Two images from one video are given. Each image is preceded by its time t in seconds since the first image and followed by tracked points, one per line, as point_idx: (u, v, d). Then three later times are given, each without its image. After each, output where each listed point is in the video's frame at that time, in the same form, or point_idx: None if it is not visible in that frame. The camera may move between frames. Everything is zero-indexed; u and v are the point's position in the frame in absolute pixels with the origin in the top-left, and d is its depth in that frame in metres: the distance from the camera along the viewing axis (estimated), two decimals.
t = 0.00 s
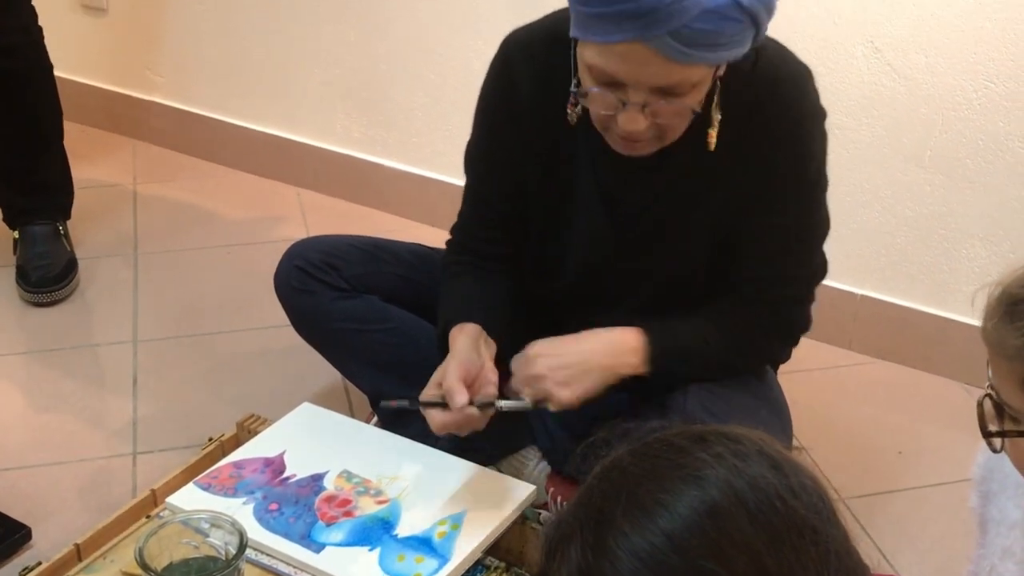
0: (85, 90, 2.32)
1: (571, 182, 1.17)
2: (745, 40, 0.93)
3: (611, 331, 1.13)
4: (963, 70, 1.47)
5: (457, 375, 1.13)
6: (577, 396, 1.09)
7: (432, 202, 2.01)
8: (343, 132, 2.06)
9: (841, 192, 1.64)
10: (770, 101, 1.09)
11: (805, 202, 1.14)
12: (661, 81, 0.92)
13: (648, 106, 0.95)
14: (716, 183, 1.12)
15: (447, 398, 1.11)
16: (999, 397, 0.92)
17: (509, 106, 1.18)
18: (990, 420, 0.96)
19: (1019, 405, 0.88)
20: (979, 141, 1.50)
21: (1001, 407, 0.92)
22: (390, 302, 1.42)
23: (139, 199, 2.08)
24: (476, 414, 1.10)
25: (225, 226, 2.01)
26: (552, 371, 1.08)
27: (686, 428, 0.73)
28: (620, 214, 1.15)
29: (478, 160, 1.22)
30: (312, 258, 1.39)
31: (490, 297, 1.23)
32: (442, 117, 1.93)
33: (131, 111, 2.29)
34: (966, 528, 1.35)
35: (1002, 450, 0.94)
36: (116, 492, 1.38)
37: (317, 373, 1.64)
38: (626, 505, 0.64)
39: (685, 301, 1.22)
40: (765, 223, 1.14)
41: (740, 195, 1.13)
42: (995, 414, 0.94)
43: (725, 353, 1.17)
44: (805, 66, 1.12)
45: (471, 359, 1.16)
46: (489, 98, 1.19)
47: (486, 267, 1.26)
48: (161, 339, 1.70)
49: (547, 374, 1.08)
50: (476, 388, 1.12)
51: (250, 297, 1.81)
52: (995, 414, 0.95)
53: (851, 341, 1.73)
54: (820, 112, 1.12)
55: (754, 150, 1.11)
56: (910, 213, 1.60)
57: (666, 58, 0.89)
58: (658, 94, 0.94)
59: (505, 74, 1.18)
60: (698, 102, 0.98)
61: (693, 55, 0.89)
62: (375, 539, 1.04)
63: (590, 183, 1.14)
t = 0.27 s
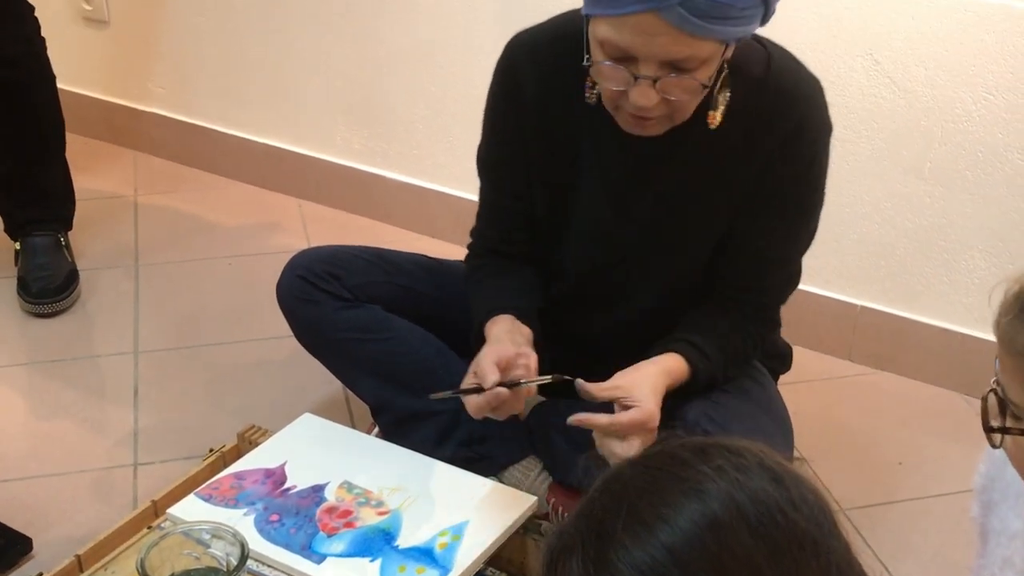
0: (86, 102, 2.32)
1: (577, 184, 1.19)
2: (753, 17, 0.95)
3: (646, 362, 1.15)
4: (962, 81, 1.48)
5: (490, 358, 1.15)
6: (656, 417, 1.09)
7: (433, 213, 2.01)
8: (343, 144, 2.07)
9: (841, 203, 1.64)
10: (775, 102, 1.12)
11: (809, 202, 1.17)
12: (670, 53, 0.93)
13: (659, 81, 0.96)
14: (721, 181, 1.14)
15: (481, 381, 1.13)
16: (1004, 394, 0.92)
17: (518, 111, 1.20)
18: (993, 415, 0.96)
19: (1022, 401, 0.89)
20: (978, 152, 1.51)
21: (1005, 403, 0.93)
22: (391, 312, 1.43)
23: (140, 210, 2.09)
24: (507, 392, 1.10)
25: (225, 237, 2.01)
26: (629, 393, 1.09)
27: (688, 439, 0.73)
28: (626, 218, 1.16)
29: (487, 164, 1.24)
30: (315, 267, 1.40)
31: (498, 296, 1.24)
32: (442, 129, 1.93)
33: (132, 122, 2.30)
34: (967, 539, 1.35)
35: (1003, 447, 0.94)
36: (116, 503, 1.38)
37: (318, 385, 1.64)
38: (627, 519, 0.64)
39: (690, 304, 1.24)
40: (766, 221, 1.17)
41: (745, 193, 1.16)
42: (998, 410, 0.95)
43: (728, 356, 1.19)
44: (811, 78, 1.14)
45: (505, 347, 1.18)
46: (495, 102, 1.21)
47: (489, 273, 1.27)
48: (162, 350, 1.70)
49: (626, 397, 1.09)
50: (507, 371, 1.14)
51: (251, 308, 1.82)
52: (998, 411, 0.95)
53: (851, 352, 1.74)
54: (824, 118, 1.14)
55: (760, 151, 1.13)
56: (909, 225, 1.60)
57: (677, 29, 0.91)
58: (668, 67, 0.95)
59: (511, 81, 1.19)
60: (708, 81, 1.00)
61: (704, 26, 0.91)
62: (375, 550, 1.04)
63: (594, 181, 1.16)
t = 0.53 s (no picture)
0: (84, 116, 2.33)
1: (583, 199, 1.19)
2: (772, 32, 0.96)
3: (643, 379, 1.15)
4: (961, 97, 1.48)
5: (518, 387, 1.14)
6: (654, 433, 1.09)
7: (432, 227, 2.02)
8: (343, 158, 2.07)
9: (840, 217, 1.64)
10: (783, 121, 1.12)
11: (814, 220, 1.17)
12: (691, 68, 0.93)
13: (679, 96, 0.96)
14: (727, 199, 1.14)
15: (510, 410, 1.12)
16: (1003, 408, 0.92)
17: (525, 126, 1.20)
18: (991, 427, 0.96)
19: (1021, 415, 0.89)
20: (977, 168, 1.51)
21: (1004, 416, 0.93)
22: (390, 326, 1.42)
23: (139, 224, 2.09)
24: (537, 423, 1.10)
25: (224, 251, 2.01)
26: (628, 408, 1.09)
27: (688, 454, 0.73)
28: (632, 234, 1.16)
29: (493, 177, 1.24)
30: (314, 281, 1.40)
31: (504, 313, 1.24)
32: (441, 144, 1.94)
33: (130, 136, 2.30)
34: (966, 553, 1.35)
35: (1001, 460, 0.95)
36: (115, 518, 1.38)
37: (317, 399, 1.64)
38: (624, 534, 0.64)
39: (695, 318, 1.24)
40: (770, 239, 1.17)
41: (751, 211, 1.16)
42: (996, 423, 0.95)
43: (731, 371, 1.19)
44: (820, 97, 1.15)
45: (530, 372, 1.17)
46: (503, 116, 1.21)
47: (493, 288, 1.28)
48: (161, 365, 1.70)
49: (626, 410, 1.09)
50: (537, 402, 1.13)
51: (249, 322, 1.82)
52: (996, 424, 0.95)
53: (850, 366, 1.74)
54: (832, 138, 1.14)
55: (767, 170, 1.14)
56: (908, 239, 1.61)
57: (700, 45, 0.92)
58: (688, 83, 0.96)
59: (520, 96, 1.19)
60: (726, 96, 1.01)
61: (726, 42, 0.92)
62: (375, 565, 1.04)
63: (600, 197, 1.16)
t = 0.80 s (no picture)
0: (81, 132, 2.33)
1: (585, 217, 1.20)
2: (782, 57, 0.97)
3: (644, 398, 1.16)
4: (958, 113, 1.49)
5: (523, 407, 1.14)
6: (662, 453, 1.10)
7: (430, 243, 2.02)
8: (341, 174, 2.08)
9: (837, 233, 1.65)
10: (784, 141, 1.12)
11: (814, 239, 1.18)
12: (701, 90, 0.94)
13: (688, 119, 0.97)
14: (728, 218, 1.15)
15: (516, 431, 1.13)
16: (1001, 426, 0.93)
17: (527, 143, 1.20)
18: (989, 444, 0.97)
19: (1018, 433, 0.89)
20: (974, 184, 1.52)
21: (1003, 435, 0.93)
22: (389, 341, 1.42)
23: (136, 240, 2.09)
24: (542, 444, 1.10)
25: (221, 267, 2.02)
26: (635, 428, 1.10)
27: (690, 470, 0.73)
28: (633, 252, 1.17)
29: (495, 193, 1.25)
30: (312, 297, 1.40)
31: (505, 330, 1.25)
32: (440, 161, 1.94)
33: (128, 153, 2.30)
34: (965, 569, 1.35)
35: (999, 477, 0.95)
36: (112, 535, 1.37)
37: (315, 415, 1.64)
38: (625, 551, 0.64)
39: (694, 336, 1.25)
40: (773, 259, 1.18)
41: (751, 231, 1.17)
42: (994, 440, 0.96)
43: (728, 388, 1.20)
44: (821, 117, 1.15)
45: (534, 391, 1.17)
46: (505, 134, 1.21)
47: (493, 304, 1.28)
48: (159, 380, 1.69)
49: (634, 432, 1.10)
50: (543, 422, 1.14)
51: (247, 338, 1.81)
52: (995, 441, 0.96)
53: (847, 382, 1.74)
54: (833, 158, 1.15)
55: (768, 190, 1.14)
56: (905, 255, 1.61)
57: (711, 68, 0.92)
58: (696, 105, 0.97)
59: (522, 114, 1.19)
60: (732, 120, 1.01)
61: (738, 65, 0.93)
62: None
63: (602, 214, 1.17)
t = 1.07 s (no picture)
0: (79, 147, 2.33)
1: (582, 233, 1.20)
2: (788, 84, 0.98)
3: (640, 417, 1.17)
4: (954, 129, 1.49)
5: (522, 425, 1.14)
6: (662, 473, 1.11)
7: (427, 259, 2.03)
8: (338, 190, 2.08)
9: (833, 248, 1.65)
10: (781, 159, 1.13)
11: (810, 256, 1.18)
12: (708, 112, 0.94)
13: (692, 140, 0.97)
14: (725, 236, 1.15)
15: (515, 449, 1.13)
16: (999, 442, 0.93)
17: (524, 160, 1.20)
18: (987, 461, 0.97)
19: (1016, 449, 0.90)
20: (970, 200, 1.52)
21: (1002, 452, 0.93)
22: (386, 357, 1.42)
23: (133, 255, 2.09)
24: (542, 463, 1.10)
25: (218, 283, 2.02)
26: (635, 450, 1.11)
27: (687, 486, 0.72)
28: (630, 268, 1.17)
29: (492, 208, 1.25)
30: (310, 312, 1.40)
31: (502, 346, 1.25)
32: (437, 177, 1.95)
33: (125, 168, 2.30)
34: None
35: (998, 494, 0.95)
36: (108, 551, 1.37)
37: (312, 431, 1.64)
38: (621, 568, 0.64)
39: (690, 352, 1.25)
40: (769, 277, 1.18)
41: (747, 250, 1.17)
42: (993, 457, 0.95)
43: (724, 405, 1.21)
44: (817, 135, 1.15)
45: (534, 409, 1.17)
46: (502, 150, 1.21)
47: (490, 319, 1.28)
48: (156, 396, 1.69)
49: (633, 454, 1.10)
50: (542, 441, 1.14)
51: (244, 354, 1.81)
52: (993, 458, 0.96)
53: (844, 398, 1.74)
54: (829, 177, 1.15)
55: (765, 207, 1.14)
56: (901, 271, 1.62)
57: (720, 91, 0.93)
58: (700, 126, 0.97)
59: (519, 130, 1.19)
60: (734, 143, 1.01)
61: (747, 89, 0.93)
62: None
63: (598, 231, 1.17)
